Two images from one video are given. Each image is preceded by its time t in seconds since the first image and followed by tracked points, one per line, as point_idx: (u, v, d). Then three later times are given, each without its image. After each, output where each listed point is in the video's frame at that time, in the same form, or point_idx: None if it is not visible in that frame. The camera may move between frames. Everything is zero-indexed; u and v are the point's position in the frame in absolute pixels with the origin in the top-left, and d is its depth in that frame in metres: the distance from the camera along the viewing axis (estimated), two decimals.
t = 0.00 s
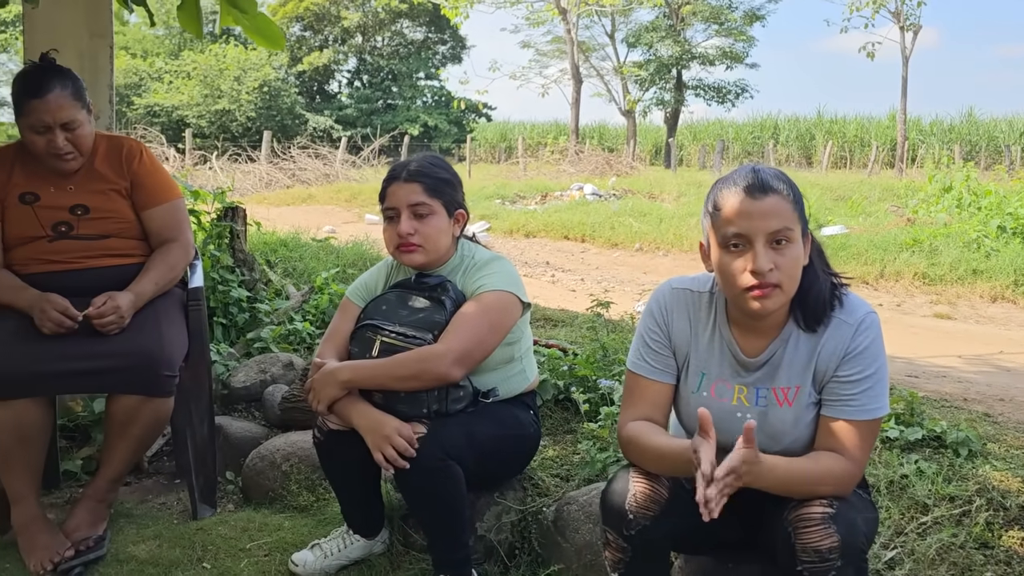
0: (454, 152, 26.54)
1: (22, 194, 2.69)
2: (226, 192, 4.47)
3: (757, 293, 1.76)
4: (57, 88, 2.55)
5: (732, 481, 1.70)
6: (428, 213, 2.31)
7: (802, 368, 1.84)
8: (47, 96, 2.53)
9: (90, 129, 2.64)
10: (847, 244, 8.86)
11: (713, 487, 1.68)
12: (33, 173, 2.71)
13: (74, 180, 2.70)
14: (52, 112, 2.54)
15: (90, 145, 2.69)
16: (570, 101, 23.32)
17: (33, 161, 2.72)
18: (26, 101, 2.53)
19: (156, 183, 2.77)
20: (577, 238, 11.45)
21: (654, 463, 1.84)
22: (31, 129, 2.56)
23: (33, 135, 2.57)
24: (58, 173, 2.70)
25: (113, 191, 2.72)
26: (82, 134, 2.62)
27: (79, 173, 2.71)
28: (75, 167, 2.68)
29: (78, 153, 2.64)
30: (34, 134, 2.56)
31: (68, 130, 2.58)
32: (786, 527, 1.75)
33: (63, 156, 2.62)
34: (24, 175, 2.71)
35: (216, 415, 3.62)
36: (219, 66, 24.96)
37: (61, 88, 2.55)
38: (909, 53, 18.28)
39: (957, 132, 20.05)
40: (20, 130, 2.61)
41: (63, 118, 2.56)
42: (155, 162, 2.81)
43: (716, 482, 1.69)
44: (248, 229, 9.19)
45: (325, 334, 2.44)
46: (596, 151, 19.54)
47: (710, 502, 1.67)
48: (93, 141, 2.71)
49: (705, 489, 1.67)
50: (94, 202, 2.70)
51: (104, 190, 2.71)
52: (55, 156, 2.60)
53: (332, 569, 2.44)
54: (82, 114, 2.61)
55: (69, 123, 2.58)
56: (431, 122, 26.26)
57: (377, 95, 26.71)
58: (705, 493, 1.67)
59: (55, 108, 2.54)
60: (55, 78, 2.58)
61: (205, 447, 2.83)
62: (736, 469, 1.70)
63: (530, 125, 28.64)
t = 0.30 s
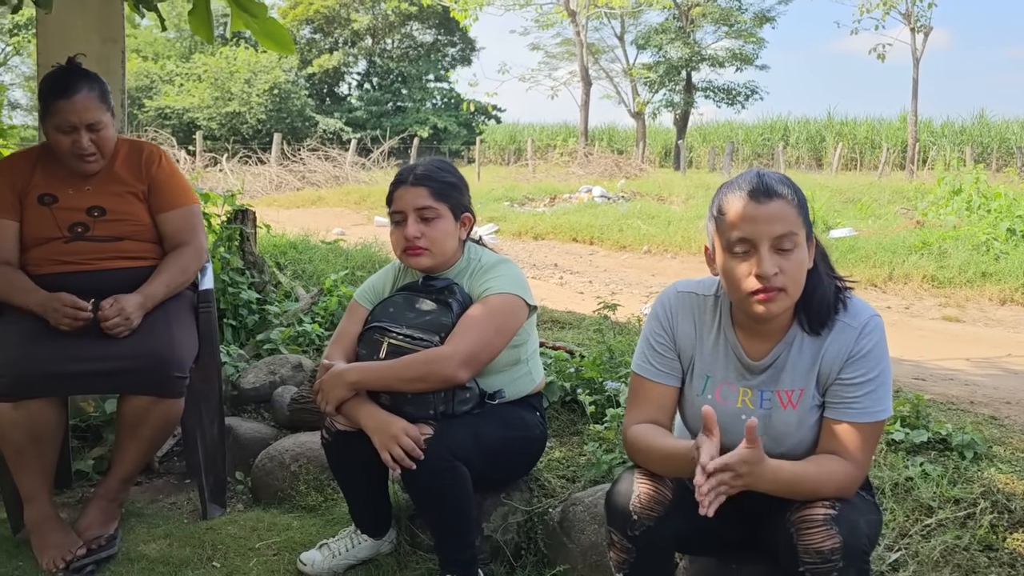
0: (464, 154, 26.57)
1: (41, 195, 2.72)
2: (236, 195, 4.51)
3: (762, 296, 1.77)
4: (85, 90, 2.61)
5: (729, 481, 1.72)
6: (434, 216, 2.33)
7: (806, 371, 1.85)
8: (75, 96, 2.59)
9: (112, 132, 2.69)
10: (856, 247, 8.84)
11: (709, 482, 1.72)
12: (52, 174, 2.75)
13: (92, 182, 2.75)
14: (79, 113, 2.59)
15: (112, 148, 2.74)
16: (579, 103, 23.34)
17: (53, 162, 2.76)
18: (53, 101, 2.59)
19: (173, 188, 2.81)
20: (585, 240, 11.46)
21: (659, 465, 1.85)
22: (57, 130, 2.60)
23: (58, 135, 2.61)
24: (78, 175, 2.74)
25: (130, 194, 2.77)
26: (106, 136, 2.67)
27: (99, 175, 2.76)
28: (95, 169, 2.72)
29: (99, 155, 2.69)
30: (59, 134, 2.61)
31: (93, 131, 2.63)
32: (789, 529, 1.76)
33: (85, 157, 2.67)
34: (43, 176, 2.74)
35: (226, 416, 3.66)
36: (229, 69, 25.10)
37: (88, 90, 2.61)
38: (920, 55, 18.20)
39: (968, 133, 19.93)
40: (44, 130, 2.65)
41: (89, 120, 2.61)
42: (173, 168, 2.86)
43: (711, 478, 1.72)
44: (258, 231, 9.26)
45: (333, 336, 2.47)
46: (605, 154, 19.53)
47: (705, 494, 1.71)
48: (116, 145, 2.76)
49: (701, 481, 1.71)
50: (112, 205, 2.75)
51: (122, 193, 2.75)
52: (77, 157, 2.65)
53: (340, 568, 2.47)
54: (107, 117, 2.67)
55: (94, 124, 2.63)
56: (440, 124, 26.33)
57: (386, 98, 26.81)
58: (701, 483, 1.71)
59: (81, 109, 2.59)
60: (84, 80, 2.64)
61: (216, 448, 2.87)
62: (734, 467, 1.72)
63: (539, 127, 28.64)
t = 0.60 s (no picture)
0: (474, 159, 26.62)
1: (69, 190, 2.77)
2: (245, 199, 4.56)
3: (763, 299, 1.78)
4: (130, 87, 2.73)
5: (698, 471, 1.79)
6: (438, 219, 2.34)
7: (808, 374, 1.85)
8: (120, 91, 2.70)
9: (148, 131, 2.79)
10: (865, 252, 8.80)
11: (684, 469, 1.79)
12: (82, 172, 2.80)
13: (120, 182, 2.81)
14: (122, 107, 2.70)
15: (144, 150, 2.83)
16: (589, 108, 23.35)
17: (84, 161, 2.82)
18: (98, 94, 2.70)
19: (195, 197, 2.87)
20: (594, 245, 11.46)
21: (660, 466, 1.87)
22: (98, 121, 2.70)
23: (98, 128, 2.70)
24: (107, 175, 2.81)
25: (154, 198, 2.83)
26: (142, 136, 2.77)
27: (128, 176, 2.83)
28: (126, 168, 2.80)
29: (131, 153, 2.78)
30: (99, 125, 2.70)
31: (133, 126, 2.74)
32: (790, 529, 1.77)
33: (119, 153, 2.75)
34: (73, 171, 2.80)
35: (234, 418, 3.68)
36: (241, 74, 25.27)
37: (132, 88, 2.73)
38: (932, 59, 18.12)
39: (980, 138, 19.80)
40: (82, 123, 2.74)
41: (130, 115, 2.72)
42: (199, 179, 2.93)
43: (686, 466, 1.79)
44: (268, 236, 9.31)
45: (339, 339, 2.48)
46: (615, 158, 19.52)
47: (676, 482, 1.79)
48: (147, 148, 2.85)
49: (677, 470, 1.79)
50: (136, 206, 2.79)
51: (146, 196, 2.81)
52: (112, 151, 2.73)
53: (345, 569, 2.48)
54: (146, 117, 2.78)
55: (134, 119, 2.74)
56: (450, 129, 26.44)
57: (397, 103, 26.93)
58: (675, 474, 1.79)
59: (125, 104, 2.71)
60: (129, 81, 2.77)
61: (223, 449, 2.89)
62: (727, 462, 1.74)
63: (550, 132, 28.68)
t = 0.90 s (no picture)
0: (484, 167, 26.68)
1: (98, 188, 2.85)
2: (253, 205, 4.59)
3: (767, 303, 1.77)
4: (169, 89, 2.85)
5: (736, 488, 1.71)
6: (441, 224, 2.35)
7: (812, 379, 1.85)
8: (160, 92, 2.82)
9: (183, 134, 2.90)
10: (874, 259, 8.77)
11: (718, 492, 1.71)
12: (112, 171, 2.88)
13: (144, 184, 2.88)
14: (161, 106, 2.82)
15: (175, 155, 2.92)
16: (599, 117, 23.36)
17: (116, 160, 2.90)
18: (140, 92, 2.82)
19: (218, 206, 2.94)
20: (603, 253, 11.46)
21: (666, 473, 1.85)
22: (136, 118, 2.81)
23: (136, 125, 2.81)
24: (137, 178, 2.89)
25: (179, 204, 2.90)
26: (175, 138, 2.87)
27: (156, 180, 2.90)
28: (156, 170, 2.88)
29: (162, 156, 2.87)
30: (137, 123, 2.81)
31: (169, 126, 2.85)
32: (795, 535, 1.76)
33: (152, 152, 2.84)
34: (103, 171, 2.87)
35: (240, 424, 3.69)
36: (253, 83, 25.46)
37: (172, 89, 2.86)
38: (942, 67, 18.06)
39: (992, 146, 19.69)
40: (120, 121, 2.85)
41: (168, 115, 2.84)
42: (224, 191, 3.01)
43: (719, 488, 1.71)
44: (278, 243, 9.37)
45: (344, 345, 2.49)
46: (624, 166, 19.51)
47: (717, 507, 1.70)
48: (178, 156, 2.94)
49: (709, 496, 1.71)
50: (160, 211, 2.87)
51: (172, 201, 2.89)
52: (145, 150, 2.83)
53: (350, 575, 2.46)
54: (181, 120, 2.89)
55: (171, 120, 2.85)
56: (460, 138, 26.54)
57: (407, 112, 27.08)
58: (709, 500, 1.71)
59: (163, 104, 2.83)
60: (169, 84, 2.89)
61: (229, 454, 2.90)
62: (736, 473, 1.71)
63: (559, 140, 28.73)
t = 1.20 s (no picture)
0: (490, 177, 26.76)
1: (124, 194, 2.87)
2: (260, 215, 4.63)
3: (769, 316, 1.78)
4: (194, 101, 2.87)
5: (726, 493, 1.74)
6: (446, 234, 2.37)
7: (814, 390, 1.85)
8: (184, 105, 2.83)
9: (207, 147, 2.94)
10: (880, 269, 8.76)
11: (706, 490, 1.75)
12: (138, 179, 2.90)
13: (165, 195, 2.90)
14: (184, 118, 2.82)
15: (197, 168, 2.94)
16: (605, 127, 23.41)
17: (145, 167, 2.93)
18: (163, 104, 2.83)
19: (234, 221, 2.97)
20: (608, 263, 11.48)
21: (668, 482, 1.86)
22: (159, 129, 2.83)
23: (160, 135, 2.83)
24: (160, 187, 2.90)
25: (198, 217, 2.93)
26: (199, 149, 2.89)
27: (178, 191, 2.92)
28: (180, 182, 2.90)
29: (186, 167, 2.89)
30: (161, 133, 2.83)
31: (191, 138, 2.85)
32: (797, 545, 1.77)
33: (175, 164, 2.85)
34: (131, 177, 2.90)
35: (247, 433, 3.71)
36: (260, 93, 25.61)
37: (198, 102, 2.87)
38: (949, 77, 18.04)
39: (1000, 156, 19.64)
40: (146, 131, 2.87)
41: (190, 127, 2.84)
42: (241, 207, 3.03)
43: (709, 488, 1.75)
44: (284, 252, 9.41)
45: (350, 354, 2.51)
46: (631, 176, 19.54)
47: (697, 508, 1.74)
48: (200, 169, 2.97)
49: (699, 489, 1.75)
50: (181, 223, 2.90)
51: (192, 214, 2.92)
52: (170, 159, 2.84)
53: None
54: (203, 133, 2.89)
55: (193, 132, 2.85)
56: (467, 148, 26.68)
57: (414, 122, 27.23)
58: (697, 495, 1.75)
59: (188, 117, 2.83)
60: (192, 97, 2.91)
61: (235, 462, 2.92)
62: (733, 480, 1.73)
63: (566, 151, 28.79)
